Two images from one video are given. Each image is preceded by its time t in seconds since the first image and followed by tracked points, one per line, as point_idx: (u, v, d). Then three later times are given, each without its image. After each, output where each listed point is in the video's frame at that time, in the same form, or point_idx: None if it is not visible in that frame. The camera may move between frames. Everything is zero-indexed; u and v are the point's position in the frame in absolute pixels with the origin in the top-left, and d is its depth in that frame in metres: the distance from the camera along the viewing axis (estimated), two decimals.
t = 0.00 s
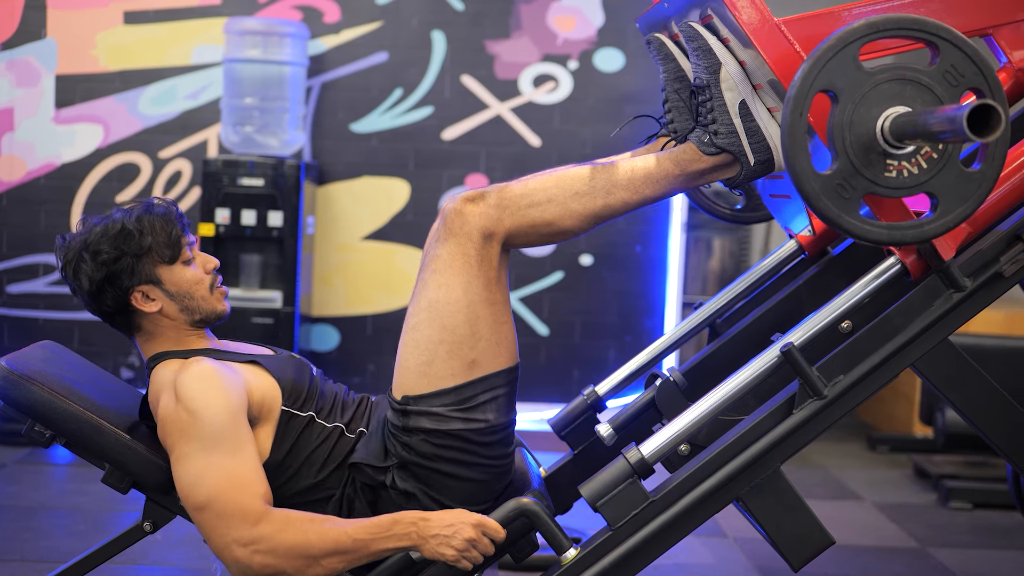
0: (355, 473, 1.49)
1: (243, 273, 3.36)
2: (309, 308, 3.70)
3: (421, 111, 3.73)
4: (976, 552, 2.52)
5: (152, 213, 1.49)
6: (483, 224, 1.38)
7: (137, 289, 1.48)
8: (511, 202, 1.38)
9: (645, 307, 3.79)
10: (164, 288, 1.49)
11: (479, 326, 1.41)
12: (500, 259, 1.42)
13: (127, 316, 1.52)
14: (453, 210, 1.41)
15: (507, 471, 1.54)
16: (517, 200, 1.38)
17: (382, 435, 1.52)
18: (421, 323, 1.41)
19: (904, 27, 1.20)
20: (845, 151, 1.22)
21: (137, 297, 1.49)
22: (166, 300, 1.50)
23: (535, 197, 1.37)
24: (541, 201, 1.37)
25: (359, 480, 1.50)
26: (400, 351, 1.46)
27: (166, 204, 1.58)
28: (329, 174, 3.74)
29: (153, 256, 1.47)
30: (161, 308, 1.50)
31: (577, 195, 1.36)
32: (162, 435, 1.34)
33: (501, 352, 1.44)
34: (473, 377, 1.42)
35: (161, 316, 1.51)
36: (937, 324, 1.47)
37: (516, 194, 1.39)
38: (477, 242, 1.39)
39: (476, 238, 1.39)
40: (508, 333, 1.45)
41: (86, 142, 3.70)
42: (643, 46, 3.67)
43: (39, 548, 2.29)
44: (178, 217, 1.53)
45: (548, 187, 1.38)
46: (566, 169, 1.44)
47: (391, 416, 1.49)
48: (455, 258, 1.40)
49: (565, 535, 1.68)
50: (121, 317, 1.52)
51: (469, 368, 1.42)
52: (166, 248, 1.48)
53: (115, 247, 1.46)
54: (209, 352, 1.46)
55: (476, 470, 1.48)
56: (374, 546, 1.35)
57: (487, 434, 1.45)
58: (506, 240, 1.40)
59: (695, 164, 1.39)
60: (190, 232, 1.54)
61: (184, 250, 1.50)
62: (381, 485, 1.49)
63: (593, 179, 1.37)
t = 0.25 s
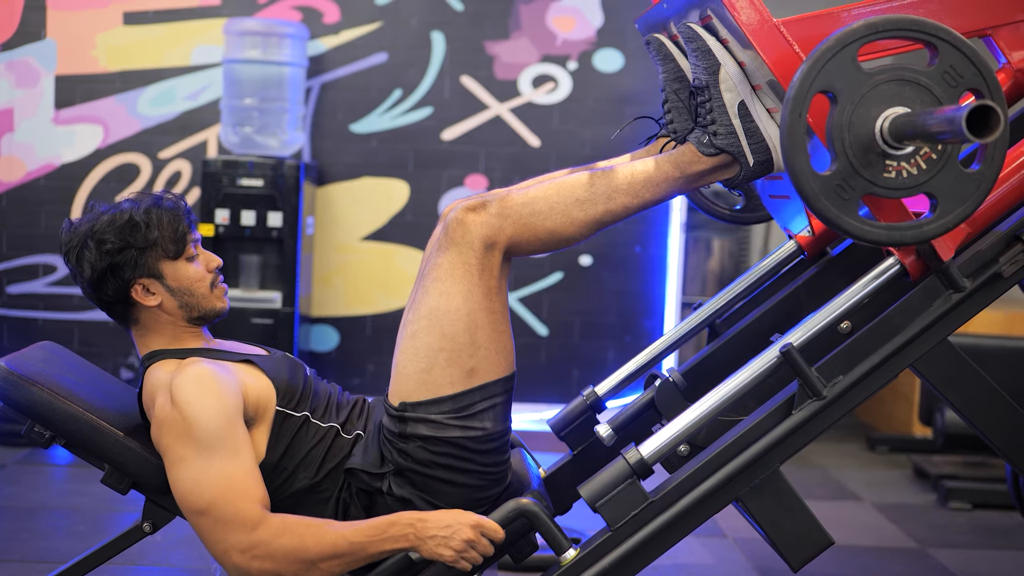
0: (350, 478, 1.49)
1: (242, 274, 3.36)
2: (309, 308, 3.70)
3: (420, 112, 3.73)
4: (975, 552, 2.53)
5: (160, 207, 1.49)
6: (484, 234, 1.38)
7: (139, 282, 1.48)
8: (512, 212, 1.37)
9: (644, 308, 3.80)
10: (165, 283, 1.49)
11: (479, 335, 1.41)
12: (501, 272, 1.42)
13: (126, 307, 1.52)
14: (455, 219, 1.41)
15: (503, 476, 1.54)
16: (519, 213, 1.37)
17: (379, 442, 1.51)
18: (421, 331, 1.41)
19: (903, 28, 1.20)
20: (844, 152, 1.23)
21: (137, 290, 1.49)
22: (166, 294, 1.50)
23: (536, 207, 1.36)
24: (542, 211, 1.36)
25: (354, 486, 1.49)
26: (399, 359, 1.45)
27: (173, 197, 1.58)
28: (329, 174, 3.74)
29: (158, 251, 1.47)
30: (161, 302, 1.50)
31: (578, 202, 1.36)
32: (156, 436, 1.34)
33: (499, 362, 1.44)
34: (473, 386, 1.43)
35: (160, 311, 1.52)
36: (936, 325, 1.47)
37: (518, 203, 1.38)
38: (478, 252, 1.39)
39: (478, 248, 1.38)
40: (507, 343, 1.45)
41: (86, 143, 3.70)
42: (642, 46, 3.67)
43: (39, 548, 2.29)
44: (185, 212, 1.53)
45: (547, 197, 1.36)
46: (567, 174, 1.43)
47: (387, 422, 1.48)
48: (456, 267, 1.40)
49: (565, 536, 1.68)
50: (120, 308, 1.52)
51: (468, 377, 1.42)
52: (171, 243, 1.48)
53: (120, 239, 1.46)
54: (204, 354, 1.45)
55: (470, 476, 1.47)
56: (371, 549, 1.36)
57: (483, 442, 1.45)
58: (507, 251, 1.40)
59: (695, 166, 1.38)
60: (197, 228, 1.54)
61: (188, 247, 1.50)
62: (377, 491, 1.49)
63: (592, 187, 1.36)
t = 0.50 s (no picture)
0: (349, 479, 1.49)
1: (242, 274, 3.35)
2: (308, 309, 3.70)
3: (420, 112, 3.73)
4: (975, 552, 2.53)
5: (161, 207, 1.49)
6: (484, 235, 1.38)
7: (140, 283, 1.48)
8: (512, 212, 1.38)
9: (644, 308, 3.80)
10: (165, 284, 1.49)
11: (478, 335, 1.41)
12: (501, 270, 1.42)
13: (127, 307, 1.52)
14: (454, 219, 1.41)
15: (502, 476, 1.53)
16: (519, 213, 1.37)
17: (379, 442, 1.51)
18: (421, 331, 1.41)
19: (903, 28, 1.20)
20: (844, 153, 1.23)
21: (138, 291, 1.49)
22: (167, 295, 1.50)
23: (536, 208, 1.37)
24: (541, 212, 1.36)
25: (353, 485, 1.49)
26: (397, 360, 1.45)
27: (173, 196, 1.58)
28: (329, 175, 3.74)
29: (158, 251, 1.47)
30: (161, 303, 1.50)
31: (577, 203, 1.36)
32: (155, 437, 1.34)
33: (498, 362, 1.44)
34: (472, 386, 1.42)
35: (161, 311, 1.52)
36: (936, 325, 1.47)
37: (517, 203, 1.38)
38: (478, 252, 1.39)
39: (477, 249, 1.39)
40: (506, 344, 1.45)
41: (85, 143, 3.70)
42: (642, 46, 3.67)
43: (39, 549, 2.28)
44: (186, 213, 1.53)
45: (546, 198, 1.37)
46: (567, 175, 1.43)
47: (386, 423, 1.48)
48: (455, 267, 1.39)
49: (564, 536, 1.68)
50: (120, 309, 1.52)
51: (467, 377, 1.42)
52: (171, 244, 1.48)
53: (120, 240, 1.45)
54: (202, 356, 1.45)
55: (469, 477, 1.47)
56: (370, 550, 1.35)
57: (482, 443, 1.45)
58: (507, 250, 1.40)
59: (695, 166, 1.39)
60: (197, 229, 1.54)
61: (189, 247, 1.50)
62: (377, 491, 1.49)
63: (592, 188, 1.36)
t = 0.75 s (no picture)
0: (347, 477, 1.49)
1: (241, 275, 3.35)
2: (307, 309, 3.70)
3: (419, 113, 3.73)
4: (974, 553, 2.53)
5: (156, 208, 1.49)
6: (482, 235, 1.38)
7: (136, 285, 1.48)
8: (510, 212, 1.37)
9: (643, 308, 3.80)
10: (162, 285, 1.49)
11: (475, 335, 1.40)
12: (500, 269, 1.41)
13: (124, 308, 1.51)
14: (453, 219, 1.41)
15: (500, 475, 1.53)
16: (517, 212, 1.37)
17: (376, 440, 1.51)
18: (418, 329, 1.40)
19: (902, 29, 1.20)
20: (843, 153, 1.23)
21: (135, 293, 1.48)
22: (164, 296, 1.50)
23: (533, 208, 1.36)
24: (540, 210, 1.35)
25: (351, 484, 1.49)
26: (395, 358, 1.45)
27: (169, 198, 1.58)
28: (328, 175, 3.74)
29: (154, 253, 1.47)
30: (158, 304, 1.50)
31: (575, 203, 1.35)
32: (152, 439, 1.34)
33: (497, 362, 1.44)
34: (468, 386, 1.42)
35: (158, 312, 1.51)
36: (935, 326, 1.47)
37: (516, 204, 1.37)
38: (475, 251, 1.38)
39: (476, 248, 1.38)
40: (505, 343, 1.45)
41: (84, 144, 3.70)
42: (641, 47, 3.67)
43: (38, 550, 2.28)
44: (182, 214, 1.53)
45: (543, 198, 1.36)
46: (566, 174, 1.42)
47: (383, 421, 1.48)
48: (454, 265, 1.39)
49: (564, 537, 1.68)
50: (117, 310, 1.51)
51: (464, 377, 1.41)
52: (168, 245, 1.48)
53: (116, 241, 1.45)
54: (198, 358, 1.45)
55: (466, 476, 1.47)
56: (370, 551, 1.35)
57: (480, 441, 1.45)
58: (506, 250, 1.39)
59: (694, 166, 1.38)
60: (193, 229, 1.53)
61: (185, 247, 1.50)
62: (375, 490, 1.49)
63: (590, 187, 1.35)
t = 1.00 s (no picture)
0: (346, 478, 1.48)
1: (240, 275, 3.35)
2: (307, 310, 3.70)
3: (418, 113, 3.73)
4: (973, 553, 2.53)
5: (155, 208, 1.49)
6: (481, 236, 1.38)
7: (136, 284, 1.48)
8: (510, 214, 1.37)
9: (642, 309, 3.80)
10: (161, 284, 1.49)
11: (475, 337, 1.40)
12: (498, 272, 1.41)
13: (124, 308, 1.51)
14: (452, 221, 1.41)
15: (500, 476, 1.53)
16: (516, 214, 1.37)
17: (376, 442, 1.51)
18: (417, 332, 1.40)
19: (901, 30, 1.20)
20: (841, 154, 1.23)
21: (134, 293, 1.48)
22: (163, 296, 1.50)
23: (533, 209, 1.36)
24: (539, 213, 1.36)
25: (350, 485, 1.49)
26: (394, 360, 1.45)
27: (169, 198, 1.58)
28: (327, 176, 3.74)
29: (154, 252, 1.47)
30: (158, 304, 1.50)
31: (574, 205, 1.36)
32: (151, 439, 1.34)
33: (497, 363, 1.44)
34: (468, 389, 1.42)
35: (157, 312, 1.51)
36: (934, 326, 1.47)
37: (515, 205, 1.38)
38: (474, 254, 1.38)
39: (475, 250, 1.38)
40: (504, 345, 1.45)
41: (83, 144, 3.70)
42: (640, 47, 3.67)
43: (37, 550, 2.28)
44: (181, 213, 1.53)
45: (543, 200, 1.37)
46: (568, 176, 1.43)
47: (382, 422, 1.48)
48: (453, 268, 1.39)
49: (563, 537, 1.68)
50: (117, 309, 1.51)
51: (463, 379, 1.41)
52: (167, 245, 1.48)
53: (116, 241, 1.46)
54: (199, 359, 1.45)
55: (466, 477, 1.47)
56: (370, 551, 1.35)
57: (478, 444, 1.44)
58: (505, 252, 1.39)
59: (693, 167, 1.40)
60: (192, 229, 1.53)
61: (185, 247, 1.50)
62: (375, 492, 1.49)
63: (590, 187, 1.36)
